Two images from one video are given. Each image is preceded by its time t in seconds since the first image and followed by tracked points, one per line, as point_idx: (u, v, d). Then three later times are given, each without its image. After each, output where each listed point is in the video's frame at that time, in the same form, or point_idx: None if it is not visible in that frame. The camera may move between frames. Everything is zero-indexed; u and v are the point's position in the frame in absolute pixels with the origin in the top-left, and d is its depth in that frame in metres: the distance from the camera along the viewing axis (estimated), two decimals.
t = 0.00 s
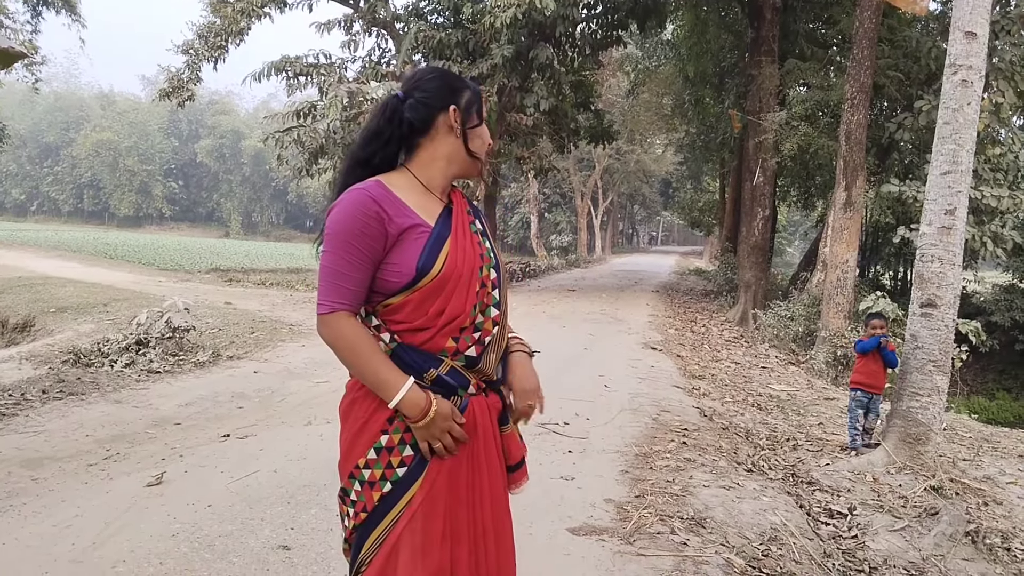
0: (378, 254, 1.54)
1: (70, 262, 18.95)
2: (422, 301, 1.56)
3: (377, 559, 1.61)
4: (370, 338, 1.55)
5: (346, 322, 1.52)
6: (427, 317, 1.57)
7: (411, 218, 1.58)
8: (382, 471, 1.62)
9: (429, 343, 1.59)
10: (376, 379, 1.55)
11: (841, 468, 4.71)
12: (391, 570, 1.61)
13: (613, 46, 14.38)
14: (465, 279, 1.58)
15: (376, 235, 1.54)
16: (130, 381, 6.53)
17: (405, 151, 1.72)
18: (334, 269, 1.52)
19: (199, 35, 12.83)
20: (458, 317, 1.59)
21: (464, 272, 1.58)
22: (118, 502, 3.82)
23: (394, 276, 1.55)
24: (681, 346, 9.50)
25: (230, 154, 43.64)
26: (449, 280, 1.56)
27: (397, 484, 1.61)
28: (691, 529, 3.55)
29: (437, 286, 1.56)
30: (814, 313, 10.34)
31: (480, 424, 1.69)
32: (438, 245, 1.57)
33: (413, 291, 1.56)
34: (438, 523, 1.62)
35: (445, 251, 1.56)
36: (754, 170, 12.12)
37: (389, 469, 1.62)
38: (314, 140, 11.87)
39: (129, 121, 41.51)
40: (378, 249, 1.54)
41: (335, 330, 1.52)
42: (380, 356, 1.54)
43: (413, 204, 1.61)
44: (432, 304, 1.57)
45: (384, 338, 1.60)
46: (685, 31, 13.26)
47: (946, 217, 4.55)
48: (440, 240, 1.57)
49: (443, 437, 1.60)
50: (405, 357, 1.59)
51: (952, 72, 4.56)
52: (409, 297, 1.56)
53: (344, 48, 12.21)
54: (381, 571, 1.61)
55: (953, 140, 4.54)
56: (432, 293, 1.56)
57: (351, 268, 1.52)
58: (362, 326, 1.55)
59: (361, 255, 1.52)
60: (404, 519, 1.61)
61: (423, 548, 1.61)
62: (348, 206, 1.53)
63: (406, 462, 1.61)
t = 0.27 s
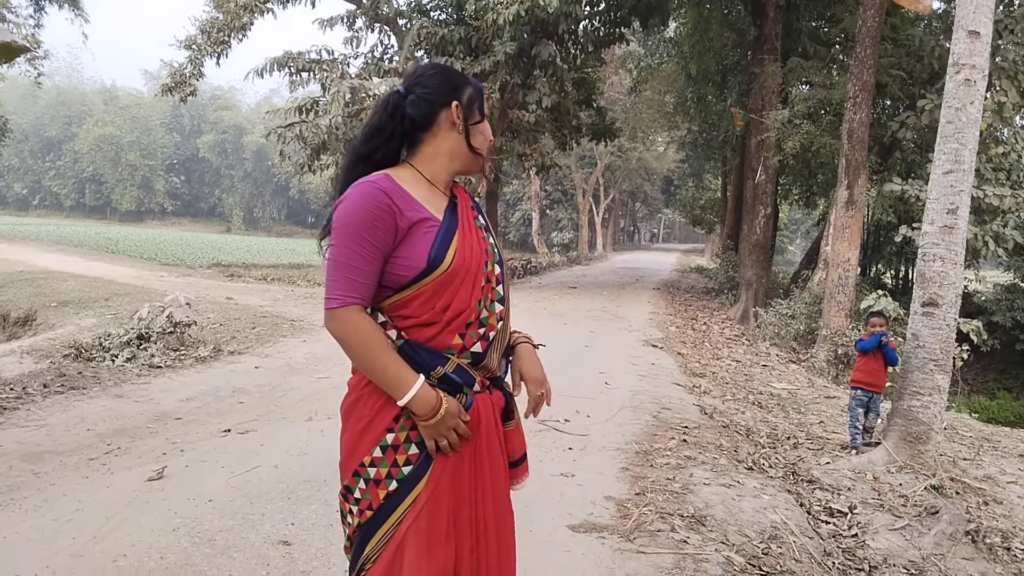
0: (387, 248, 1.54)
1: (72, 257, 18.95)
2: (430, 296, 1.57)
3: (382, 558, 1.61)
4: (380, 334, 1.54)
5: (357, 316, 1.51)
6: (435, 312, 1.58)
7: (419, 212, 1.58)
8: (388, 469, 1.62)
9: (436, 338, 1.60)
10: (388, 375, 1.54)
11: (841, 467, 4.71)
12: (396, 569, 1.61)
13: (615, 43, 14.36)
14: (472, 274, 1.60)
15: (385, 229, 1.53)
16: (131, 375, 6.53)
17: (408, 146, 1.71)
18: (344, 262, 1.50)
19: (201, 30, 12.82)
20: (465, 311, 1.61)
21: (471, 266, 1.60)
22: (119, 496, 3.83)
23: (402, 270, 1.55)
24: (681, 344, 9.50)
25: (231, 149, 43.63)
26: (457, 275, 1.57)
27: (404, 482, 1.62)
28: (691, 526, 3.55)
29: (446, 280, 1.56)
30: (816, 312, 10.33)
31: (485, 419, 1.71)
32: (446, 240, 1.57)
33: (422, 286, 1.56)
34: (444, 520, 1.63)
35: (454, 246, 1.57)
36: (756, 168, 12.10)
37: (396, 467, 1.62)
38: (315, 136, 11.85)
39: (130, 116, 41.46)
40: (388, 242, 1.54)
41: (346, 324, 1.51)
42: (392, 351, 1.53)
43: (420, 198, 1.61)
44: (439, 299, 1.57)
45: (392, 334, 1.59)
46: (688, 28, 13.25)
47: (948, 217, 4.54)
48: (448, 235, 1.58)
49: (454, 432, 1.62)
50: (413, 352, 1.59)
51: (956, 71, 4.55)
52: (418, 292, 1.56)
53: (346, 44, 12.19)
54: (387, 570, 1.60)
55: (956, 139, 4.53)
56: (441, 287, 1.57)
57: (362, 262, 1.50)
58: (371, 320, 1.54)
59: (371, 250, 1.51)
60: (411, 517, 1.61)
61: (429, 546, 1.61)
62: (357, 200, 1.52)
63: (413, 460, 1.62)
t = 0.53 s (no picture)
0: (393, 246, 1.53)
1: (72, 253, 18.96)
2: (436, 293, 1.57)
3: (390, 556, 1.61)
4: (386, 332, 1.54)
5: (364, 314, 1.50)
6: (441, 309, 1.58)
7: (425, 210, 1.58)
8: (394, 467, 1.62)
9: (442, 336, 1.60)
10: (395, 373, 1.54)
11: (841, 467, 4.71)
12: (403, 568, 1.61)
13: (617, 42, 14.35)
14: (477, 272, 1.60)
15: (392, 226, 1.53)
16: (131, 371, 6.54)
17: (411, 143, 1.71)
18: (351, 260, 1.50)
19: (203, 27, 12.82)
20: (469, 309, 1.61)
21: (476, 264, 1.60)
22: (118, 492, 3.84)
23: (409, 268, 1.55)
24: (681, 344, 9.51)
25: (232, 146, 43.61)
26: (463, 273, 1.58)
27: (410, 480, 1.62)
28: (690, 525, 3.56)
29: (452, 278, 1.57)
30: (816, 312, 10.32)
31: (489, 416, 1.71)
32: (452, 238, 1.57)
33: (428, 284, 1.56)
34: (451, 516, 1.63)
35: (460, 244, 1.58)
36: (758, 168, 12.08)
37: (403, 465, 1.62)
38: (316, 133, 11.84)
39: (131, 113, 41.46)
40: (394, 239, 1.53)
41: (353, 322, 1.50)
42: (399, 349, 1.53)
43: (426, 196, 1.61)
44: (446, 297, 1.58)
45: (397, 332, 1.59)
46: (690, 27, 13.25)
47: (949, 217, 4.54)
48: (454, 233, 1.58)
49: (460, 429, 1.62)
50: (419, 350, 1.59)
51: (958, 71, 4.55)
52: (423, 290, 1.56)
53: (347, 41, 12.19)
54: (395, 569, 1.60)
55: (958, 139, 4.53)
56: (446, 285, 1.57)
57: (368, 259, 1.50)
58: (378, 318, 1.54)
59: (378, 246, 1.51)
60: (418, 515, 1.61)
61: (437, 544, 1.61)
62: (364, 198, 1.51)
63: (419, 458, 1.62)
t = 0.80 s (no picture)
0: (398, 247, 1.53)
1: (70, 251, 18.92)
2: (441, 295, 1.56)
3: (390, 558, 1.61)
4: (390, 333, 1.53)
5: (369, 316, 1.50)
6: (445, 311, 1.58)
7: (430, 210, 1.57)
8: (397, 469, 1.61)
9: (445, 337, 1.60)
10: (401, 375, 1.54)
11: (839, 469, 4.71)
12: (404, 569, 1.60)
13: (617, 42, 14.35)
14: (481, 274, 1.60)
15: (397, 228, 1.52)
16: (129, 370, 6.52)
17: (414, 142, 1.70)
18: (356, 261, 1.49)
19: (202, 25, 12.80)
20: (473, 310, 1.61)
21: (480, 265, 1.60)
22: (115, 490, 3.83)
23: (413, 270, 1.54)
24: (680, 344, 9.51)
25: (231, 145, 43.58)
26: (468, 276, 1.57)
27: (412, 482, 1.61)
28: (688, 526, 3.55)
29: (457, 280, 1.56)
30: (815, 313, 10.33)
31: (491, 417, 1.71)
32: (457, 239, 1.57)
33: (432, 286, 1.55)
34: (452, 519, 1.63)
35: (464, 247, 1.57)
36: (757, 169, 12.08)
37: (405, 466, 1.61)
38: (315, 132, 11.83)
39: (130, 111, 41.41)
40: (399, 240, 1.53)
41: (360, 324, 1.49)
42: (405, 353, 1.53)
43: (430, 197, 1.61)
44: (451, 298, 1.57)
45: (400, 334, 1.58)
46: (690, 28, 13.26)
47: (949, 219, 4.54)
48: (458, 235, 1.58)
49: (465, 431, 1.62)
50: (423, 351, 1.58)
51: (958, 73, 4.55)
52: (428, 291, 1.55)
53: (347, 40, 12.18)
54: (396, 570, 1.60)
55: (958, 141, 4.53)
56: (451, 287, 1.57)
57: (374, 261, 1.49)
58: (383, 321, 1.53)
59: (383, 247, 1.50)
60: (419, 517, 1.60)
61: (438, 545, 1.61)
62: (370, 199, 1.50)
63: (421, 459, 1.61)
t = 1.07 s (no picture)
0: (396, 246, 1.52)
1: (67, 248, 18.89)
2: (439, 295, 1.56)
3: (390, 557, 1.60)
4: (389, 333, 1.52)
5: (367, 316, 1.49)
6: (443, 311, 1.57)
7: (427, 210, 1.57)
8: (396, 468, 1.61)
9: (443, 337, 1.59)
10: (399, 375, 1.53)
11: (835, 469, 4.72)
12: (404, 569, 1.60)
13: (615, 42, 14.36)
14: (479, 272, 1.60)
15: (395, 227, 1.52)
16: (125, 368, 6.51)
17: (411, 142, 1.70)
18: (354, 261, 1.49)
19: (200, 23, 12.78)
20: (471, 309, 1.60)
21: (478, 264, 1.60)
22: (112, 488, 3.82)
23: (411, 269, 1.54)
24: (677, 344, 9.52)
25: (228, 143, 43.52)
26: (466, 275, 1.57)
27: (411, 482, 1.61)
28: (684, 526, 3.55)
29: (454, 279, 1.56)
30: (811, 314, 10.35)
31: (490, 416, 1.70)
32: (454, 238, 1.57)
33: (429, 285, 1.55)
34: (451, 519, 1.63)
35: (462, 246, 1.57)
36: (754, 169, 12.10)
37: (404, 465, 1.61)
38: (313, 130, 11.82)
39: (127, 109, 41.33)
40: (397, 239, 1.52)
41: (359, 324, 1.49)
42: (403, 352, 1.52)
43: (427, 196, 1.61)
44: (449, 297, 1.57)
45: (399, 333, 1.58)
46: (688, 28, 13.26)
47: (945, 220, 4.55)
48: (456, 234, 1.58)
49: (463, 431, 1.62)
50: (421, 350, 1.58)
51: (955, 74, 4.56)
52: (425, 291, 1.55)
53: (345, 38, 12.17)
54: (395, 570, 1.60)
55: (954, 142, 4.54)
56: (449, 287, 1.56)
57: (371, 260, 1.49)
58: (381, 320, 1.52)
59: (381, 247, 1.49)
60: (419, 516, 1.60)
61: (437, 545, 1.61)
62: (368, 199, 1.50)
63: (421, 458, 1.61)
